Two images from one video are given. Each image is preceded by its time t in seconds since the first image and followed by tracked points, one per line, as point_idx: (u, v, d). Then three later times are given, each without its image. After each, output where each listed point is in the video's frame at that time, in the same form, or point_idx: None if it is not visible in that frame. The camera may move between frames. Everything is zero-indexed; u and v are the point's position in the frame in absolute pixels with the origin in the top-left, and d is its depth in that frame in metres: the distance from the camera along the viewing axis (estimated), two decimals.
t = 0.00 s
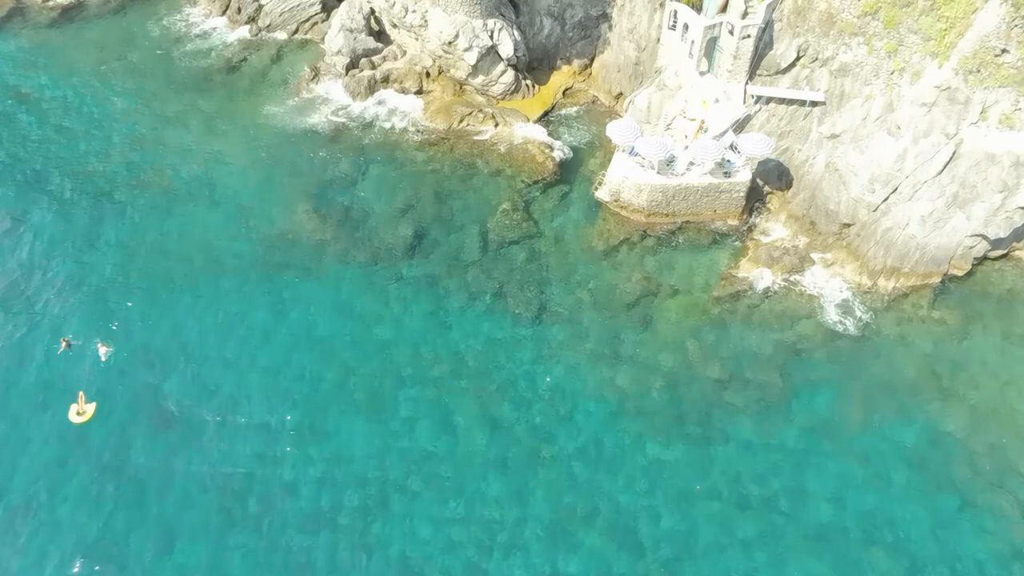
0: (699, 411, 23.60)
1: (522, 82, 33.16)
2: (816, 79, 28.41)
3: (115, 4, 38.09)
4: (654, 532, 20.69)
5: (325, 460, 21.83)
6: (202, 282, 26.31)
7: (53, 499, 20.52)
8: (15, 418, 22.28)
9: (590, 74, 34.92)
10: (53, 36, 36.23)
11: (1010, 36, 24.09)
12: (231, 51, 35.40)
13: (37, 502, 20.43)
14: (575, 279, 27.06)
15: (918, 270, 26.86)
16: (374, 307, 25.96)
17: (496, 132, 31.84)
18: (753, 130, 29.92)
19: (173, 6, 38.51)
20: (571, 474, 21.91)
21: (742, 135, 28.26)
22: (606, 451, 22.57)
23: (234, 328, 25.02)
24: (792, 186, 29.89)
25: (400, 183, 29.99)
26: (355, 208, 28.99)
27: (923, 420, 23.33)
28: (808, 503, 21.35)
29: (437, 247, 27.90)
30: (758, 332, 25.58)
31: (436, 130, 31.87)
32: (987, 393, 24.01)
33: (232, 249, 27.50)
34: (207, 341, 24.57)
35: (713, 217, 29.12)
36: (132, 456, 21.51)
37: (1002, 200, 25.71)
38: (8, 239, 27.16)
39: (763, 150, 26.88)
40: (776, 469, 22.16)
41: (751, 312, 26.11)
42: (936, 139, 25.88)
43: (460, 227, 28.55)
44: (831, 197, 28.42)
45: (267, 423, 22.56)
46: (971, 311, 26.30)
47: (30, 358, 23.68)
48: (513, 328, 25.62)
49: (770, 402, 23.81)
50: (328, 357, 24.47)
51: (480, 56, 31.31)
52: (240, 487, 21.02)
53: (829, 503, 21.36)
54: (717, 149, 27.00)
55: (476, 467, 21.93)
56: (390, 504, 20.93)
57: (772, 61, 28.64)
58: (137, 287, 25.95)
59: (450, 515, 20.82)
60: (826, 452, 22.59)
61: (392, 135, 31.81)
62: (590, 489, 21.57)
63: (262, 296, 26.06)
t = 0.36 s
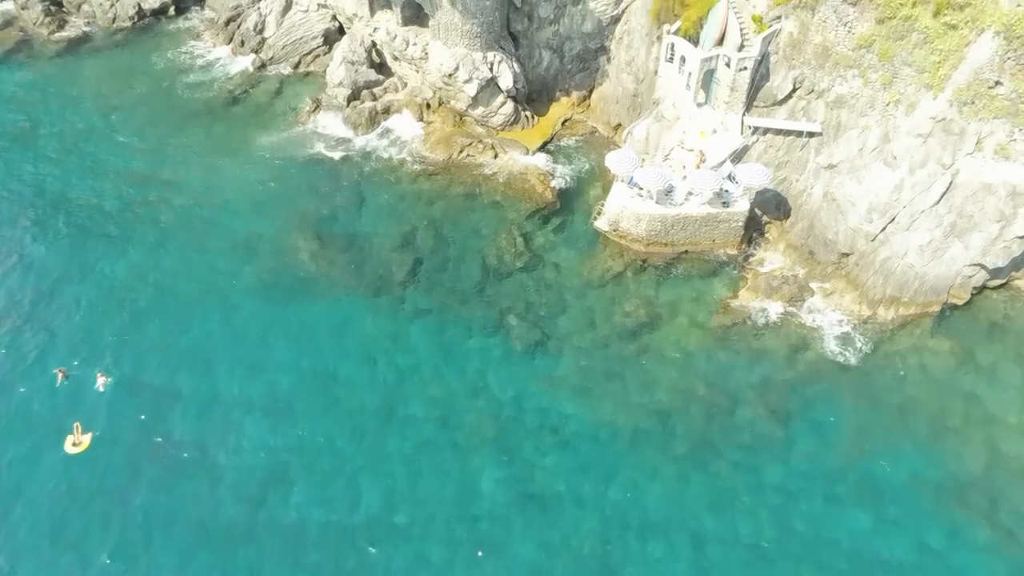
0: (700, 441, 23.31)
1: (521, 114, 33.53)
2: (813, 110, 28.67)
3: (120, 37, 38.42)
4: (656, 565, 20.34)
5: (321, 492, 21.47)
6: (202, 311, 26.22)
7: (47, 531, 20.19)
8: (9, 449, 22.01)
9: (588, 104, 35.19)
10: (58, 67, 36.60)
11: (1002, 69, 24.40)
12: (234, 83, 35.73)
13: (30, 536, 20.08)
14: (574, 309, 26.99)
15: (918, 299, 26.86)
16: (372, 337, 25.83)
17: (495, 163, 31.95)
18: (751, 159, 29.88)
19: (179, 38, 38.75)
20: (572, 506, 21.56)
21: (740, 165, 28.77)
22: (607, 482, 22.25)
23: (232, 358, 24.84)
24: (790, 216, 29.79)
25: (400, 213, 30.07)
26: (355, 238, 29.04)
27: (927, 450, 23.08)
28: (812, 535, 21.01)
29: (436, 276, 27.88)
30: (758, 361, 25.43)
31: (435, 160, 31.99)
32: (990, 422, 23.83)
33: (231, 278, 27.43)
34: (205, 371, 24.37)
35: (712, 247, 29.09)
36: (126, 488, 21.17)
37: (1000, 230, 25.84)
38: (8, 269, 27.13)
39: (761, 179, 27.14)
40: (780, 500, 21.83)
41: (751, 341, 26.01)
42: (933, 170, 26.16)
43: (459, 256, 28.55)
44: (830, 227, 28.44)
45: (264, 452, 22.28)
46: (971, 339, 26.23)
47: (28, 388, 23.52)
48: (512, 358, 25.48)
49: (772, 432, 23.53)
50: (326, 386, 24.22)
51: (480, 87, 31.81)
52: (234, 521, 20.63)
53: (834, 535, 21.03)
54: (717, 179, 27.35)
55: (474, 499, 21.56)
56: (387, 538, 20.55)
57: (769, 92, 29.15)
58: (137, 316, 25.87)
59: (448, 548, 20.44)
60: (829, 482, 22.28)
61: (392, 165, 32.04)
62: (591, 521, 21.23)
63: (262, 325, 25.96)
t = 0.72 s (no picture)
0: (702, 470, 23.01)
1: (521, 143, 33.84)
2: (810, 140, 28.90)
3: (124, 68, 38.76)
4: None
5: (317, 522, 21.08)
6: (201, 339, 26.09)
7: (39, 565, 19.77)
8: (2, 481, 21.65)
9: (587, 134, 35.54)
10: (62, 98, 36.90)
11: (996, 100, 24.64)
12: (236, 113, 36.05)
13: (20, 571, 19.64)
14: (574, 337, 26.92)
15: (918, 328, 26.77)
16: (371, 365, 25.66)
17: (494, 192, 32.09)
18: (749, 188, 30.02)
19: (182, 69, 39.12)
20: (573, 537, 21.19)
21: (738, 194, 28.58)
22: (608, 513, 21.91)
23: (230, 386, 24.61)
24: (789, 244, 29.75)
25: (400, 242, 30.12)
26: (355, 266, 29.06)
27: (930, 481, 22.80)
28: (818, 567, 20.64)
29: (436, 304, 27.82)
30: (760, 390, 25.25)
31: (435, 189, 32.15)
32: (992, 452, 23.62)
33: (231, 307, 27.33)
34: (203, 400, 24.08)
35: (711, 275, 29.10)
36: (120, 521, 20.76)
37: (998, 259, 25.84)
38: (7, 298, 27.04)
39: (758, 209, 27.16)
40: (784, 531, 21.47)
41: (752, 369, 25.89)
42: (930, 199, 26.36)
43: (459, 284, 28.54)
44: (829, 255, 28.49)
45: (262, 481, 21.97)
46: (971, 368, 26.13)
47: (24, 417, 23.29)
48: (512, 387, 25.31)
49: (774, 461, 23.23)
50: (324, 415, 23.96)
51: (480, 117, 32.18)
52: (230, 555, 20.24)
53: (839, 566, 20.65)
54: (714, 209, 27.35)
55: (474, 531, 21.17)
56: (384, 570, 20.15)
57: (766, 122, 29.27)
58: (136, 344, 25.74)
59: None
60: (834, 513, 21.94)
61: (393, 193, 32.18)
62: (592, 553, 20.85)
63: (261, 352, 25.82)
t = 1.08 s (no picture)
0: (705, 499, 22.67)
1: (521, 171, 33.99)
2: (808, 168, 29.11)
3: (127, 97, 39.12)
4: None
5: (314, 553, 20.68)
6: (199, 365, 25.94)
7: None
8: None
9: (586, 162, 35.66)
10: (66, 126, 37.17)
11: (992, 128, 24.87)
12: (237, 142, 36.30)
13: None
14: (574, 365, 26.77)
15: (918, 355, 26.66)
16: (371, 392, 25.46)
17: (494, 220, 32.18)
18: (748, 215, 30.12)
19: (185, 98, 39.45)
20: (575, 568, 20.80)
21: (737, 221, 29.00)
22: (610, 543, 21.52)
23: (228, 414, 24.35)
24: (788, 272, 29.61)
25: (400, 269, 30.11)
26: (355, 293, 29.01)
27: (936, 510, 22.48)
28: None
29: (435, 332, 27.70)
30: (761, 418, 25.04)
31: (435, 217, 32.26)
32: (997, 481, 23.37)
33: (230, 335, 27.17)
34: (200, 429, 23.78)
35: (711, 302, 29.06)
36: (115, 553, 20.37)
37: (997, 286, 25.86)
38: (6, 328, 26.90)
39: (757, 236, 27.24)
40: (789, 562, 21.08)
41: (753, 397, 25.71)
42: (929, 226, 26.48)
43: (459, 312, 28.45)
44: (828, 282, 28.36)
45: (257, 509, 21.63)
46: (973, 396, 25.97)
47: (19, 445, 23.06)
48: (512, 415, 25.07)
49: (778, 491, 22.92)
50: (323, 444, 23.65)
51: (480, 145, 32.40)
52: None
53: None
54: (713, 237, 27.53)
55: (474, 561, 20.76)
56: None
57: (764, 151, 29.72)
58: (133, 371, 25.57)
59: None
60: (840, 543, 21.58)
61: (393, 221, 32.26)
62: None
63: (259, 379, 25.64)
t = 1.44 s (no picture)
0: (706, 528, 22.33)
1: (521, 198, 34.14)
2: (805, 195, 29.30)
3: (130, 125, 39.48)
4: None
5: None
6: (196, 391, 25.78)
7: None
8: None
9: (585, 189, 35.84)
10: (68, 153, 37.42)
11: (988, 155, 25.09)
12: (238, 169, 36.52)
13: None
14: (574, 392, 26.61)
15: (919, 382, 26.55)
16: (369, 419, 25.24)
17: (494, 246, 32.25)
18: (747, 241, 30.17)
19: (187, 126, 39.74)
20: None
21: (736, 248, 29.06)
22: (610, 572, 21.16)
23: (227, 440, 24.12)
24: (788, 298, 29.60)
25: (400, 295, 30.08)
26: (355, 319, 28.95)
27: (941, 539, 22.15)
28: None
29: (434, 358, 27.58)
30: (763, 445, 24.81)
31: (436, 242, 32.48)
32: (1001, 510, 23.06)
33: (229, 361, 27.06)
34: (198, 456, 23.54)
35: (711, 329, 28.99)
36: None
37: (996, 313, 25.76)
38: (5, 354, 26.84)
39: (756, 263, 27.28)
40: None
41: (754, 424, 25.53)
42: (927, 253, 26.55)
43: (458, 338, 28.37)
44: (828, 309, 28.24)
45: (253, 537, 21.32)
46: (976, 425, 25.78)
47: (14, 472, 22.83)
48: (511, 441, 24.83)
49: (780, 519, 22.60)
50: (320, 470, 23.38)
51: (480, 173, 32.61)
52: None
53: None
54: (712, 263, 27.65)
55: None
56: None
57: (762, 178, 29.93)
58: (131, 397, 25.40)
59: None
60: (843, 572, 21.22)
61: (394, 246, 32.31)
62: None
63: (257, 405, 25.45)
